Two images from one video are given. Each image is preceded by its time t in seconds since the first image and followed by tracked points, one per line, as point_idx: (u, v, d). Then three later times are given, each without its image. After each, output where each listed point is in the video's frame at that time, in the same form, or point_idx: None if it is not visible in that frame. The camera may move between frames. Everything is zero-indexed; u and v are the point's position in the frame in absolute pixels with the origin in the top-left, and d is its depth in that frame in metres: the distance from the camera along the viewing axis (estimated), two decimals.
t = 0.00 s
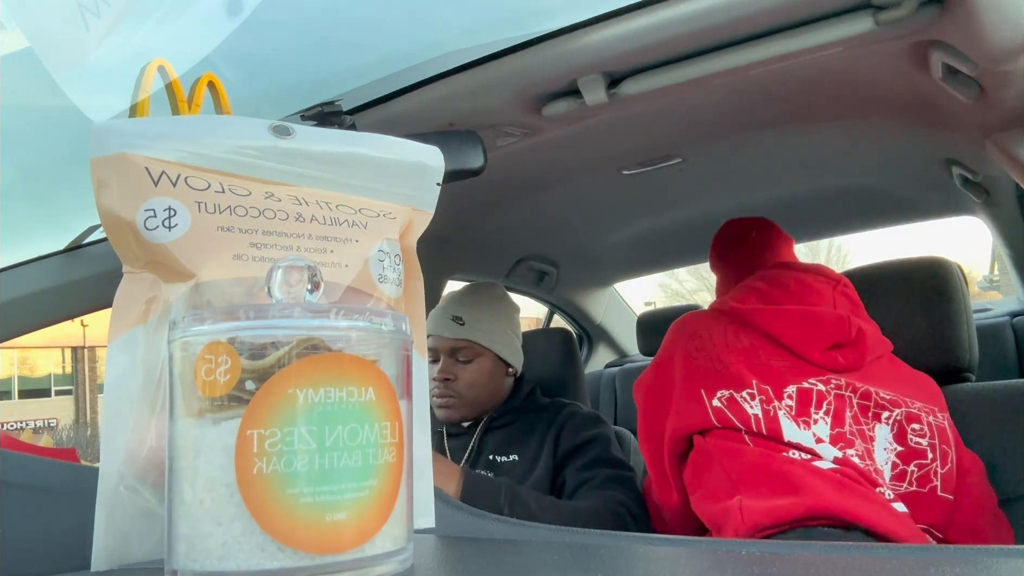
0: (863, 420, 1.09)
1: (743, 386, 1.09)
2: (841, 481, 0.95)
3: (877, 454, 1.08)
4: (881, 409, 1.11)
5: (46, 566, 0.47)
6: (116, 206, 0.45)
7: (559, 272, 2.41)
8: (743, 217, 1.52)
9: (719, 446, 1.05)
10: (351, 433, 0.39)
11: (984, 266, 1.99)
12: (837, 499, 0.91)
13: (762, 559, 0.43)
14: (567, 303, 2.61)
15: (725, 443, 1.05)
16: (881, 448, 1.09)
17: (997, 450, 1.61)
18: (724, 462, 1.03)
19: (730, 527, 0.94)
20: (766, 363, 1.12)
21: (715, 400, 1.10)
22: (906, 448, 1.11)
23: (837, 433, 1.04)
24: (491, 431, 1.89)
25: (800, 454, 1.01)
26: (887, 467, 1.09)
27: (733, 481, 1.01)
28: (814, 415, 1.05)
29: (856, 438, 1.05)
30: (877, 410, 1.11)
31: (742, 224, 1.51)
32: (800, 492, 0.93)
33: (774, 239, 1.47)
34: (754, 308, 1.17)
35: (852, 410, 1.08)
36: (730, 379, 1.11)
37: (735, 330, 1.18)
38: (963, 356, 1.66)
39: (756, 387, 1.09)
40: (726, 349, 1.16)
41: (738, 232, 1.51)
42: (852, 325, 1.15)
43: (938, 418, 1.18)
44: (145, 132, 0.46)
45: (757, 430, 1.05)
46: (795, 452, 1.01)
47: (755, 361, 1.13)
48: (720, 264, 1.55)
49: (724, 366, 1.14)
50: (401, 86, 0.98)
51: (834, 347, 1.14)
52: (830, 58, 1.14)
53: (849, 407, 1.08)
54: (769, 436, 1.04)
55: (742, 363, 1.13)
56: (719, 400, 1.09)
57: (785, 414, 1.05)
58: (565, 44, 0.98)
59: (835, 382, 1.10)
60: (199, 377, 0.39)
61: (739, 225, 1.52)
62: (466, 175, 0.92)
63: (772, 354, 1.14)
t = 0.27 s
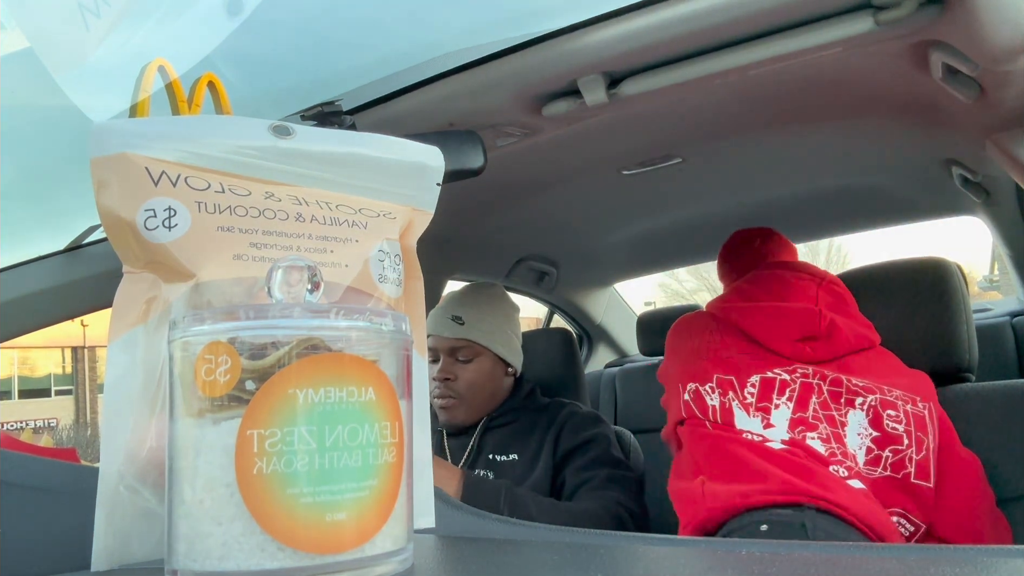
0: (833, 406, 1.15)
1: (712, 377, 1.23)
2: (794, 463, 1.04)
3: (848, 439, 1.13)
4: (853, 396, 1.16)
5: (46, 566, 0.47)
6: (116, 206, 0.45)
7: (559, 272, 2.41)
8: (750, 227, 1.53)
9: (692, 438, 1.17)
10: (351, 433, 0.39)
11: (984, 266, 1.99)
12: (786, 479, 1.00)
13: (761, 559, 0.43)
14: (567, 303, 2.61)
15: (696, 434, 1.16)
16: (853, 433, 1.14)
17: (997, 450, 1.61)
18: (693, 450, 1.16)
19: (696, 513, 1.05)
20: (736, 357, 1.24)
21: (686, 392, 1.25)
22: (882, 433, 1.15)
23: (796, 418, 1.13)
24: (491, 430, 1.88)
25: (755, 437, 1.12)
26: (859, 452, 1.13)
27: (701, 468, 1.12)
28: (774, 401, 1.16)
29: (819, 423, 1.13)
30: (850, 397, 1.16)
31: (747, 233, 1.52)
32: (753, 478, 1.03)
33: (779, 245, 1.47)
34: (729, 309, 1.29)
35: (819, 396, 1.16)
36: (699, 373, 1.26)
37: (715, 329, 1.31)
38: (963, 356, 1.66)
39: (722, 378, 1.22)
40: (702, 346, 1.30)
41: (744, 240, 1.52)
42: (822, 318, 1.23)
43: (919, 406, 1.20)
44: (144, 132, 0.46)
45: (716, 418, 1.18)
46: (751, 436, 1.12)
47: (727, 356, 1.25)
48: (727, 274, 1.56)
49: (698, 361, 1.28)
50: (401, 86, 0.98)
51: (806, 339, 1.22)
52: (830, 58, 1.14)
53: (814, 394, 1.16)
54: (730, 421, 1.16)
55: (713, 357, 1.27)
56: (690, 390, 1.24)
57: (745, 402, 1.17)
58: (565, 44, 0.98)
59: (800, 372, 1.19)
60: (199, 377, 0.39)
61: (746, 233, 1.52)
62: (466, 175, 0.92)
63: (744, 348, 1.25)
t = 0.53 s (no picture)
0: (819, 397, 1.15)
1: (704, 368, 1.26)
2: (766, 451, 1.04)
3: (831, 429, 1.11)
4: (840, 388, 1.15)
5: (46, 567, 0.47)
6: (116, 206, 0.45)
7: (559, 271, 2.41)
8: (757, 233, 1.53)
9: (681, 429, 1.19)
10: (351, 433, 0.39)
11: (985, 266, 1.99)
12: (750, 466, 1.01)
13: (761, 559, 0.43)
14: (567, 303, 2.61)
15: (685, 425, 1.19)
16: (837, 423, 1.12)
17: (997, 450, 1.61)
18: (681, 441, 1.18)
19: (673, 502, 1.07)
20: (727, 348, 1.27)
21: (680, 381, 1.29)
22: (867, 425, 1.11)
23: (778, 406, 1.13)
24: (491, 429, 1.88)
25: (733, 423, 1.13)
26: (842, 442, 1.10)
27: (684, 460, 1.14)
28: (757, 390, 1.16)
29: (802, 412, 1.13)
30: (836, 389, 1.15)
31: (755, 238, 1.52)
32: (723, 466, 1.04)
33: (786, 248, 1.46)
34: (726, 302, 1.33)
35: (806, 387, 1.16)
36: (693, 362, 1.29)
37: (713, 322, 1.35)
38: (963, 356, 1.66)
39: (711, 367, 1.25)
40: (698, 338, 1.34)
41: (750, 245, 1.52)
42: (814, 313, 1.23)
43: (909, 400, 1.16)
44: (144, 132, 0.46)
45: (700, 406, 1.20)
46: (729, 421, 1.14)
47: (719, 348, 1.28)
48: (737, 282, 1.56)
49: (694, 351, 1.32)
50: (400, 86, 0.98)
51: (796, 333, 1.23)
52: (831, 57, 1.14)
53: (800, 384, 1.16)
54: (712, 408, 1.18)
55: (707, 347, 1.30)
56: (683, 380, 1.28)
57: (728, 391, 1.19)
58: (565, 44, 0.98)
59: (788, 363, 1.20)
60: (199, 377, 0.39)
61: (755, 239, 1.52)
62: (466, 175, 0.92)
63: (737, 340, 1.28)
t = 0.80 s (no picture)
0: (814, 396, 1.15)
1: (700, 368, 1.26)
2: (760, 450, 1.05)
3: (827, 427, 1.12)
4: (835, 386, 1.16)
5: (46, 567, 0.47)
6: (116, 206, 0.45)
7: (559, 271, 2.41)
8: (756, 237, 1.53)
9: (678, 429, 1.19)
10: (351, 433, 0.39)
11: (985, 266, 1.99)
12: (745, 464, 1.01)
13: (761, 559, 0.43)
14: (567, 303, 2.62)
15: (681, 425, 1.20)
16: (833, 422, 1.13)
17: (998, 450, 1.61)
18: (677, 441, 1.18)
19: (668, 502, 1.07)
20: (723, 349, 1.28)
21: (676, 382, 1.29)
22: (863, 422, 1.12)
23: (774, 405, 1.14)
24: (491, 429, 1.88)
25: (728, 422, 1.14)
26: (837, 440, 1.11)
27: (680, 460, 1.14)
28: (752, 390, 1.17)
29: (797, 411, 1.13)
30: (831, 387, 1.16)
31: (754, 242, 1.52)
32: (717, 465, 1.04)
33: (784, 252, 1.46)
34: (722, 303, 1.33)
35: (801, 386, 1.17)
36: (689, 363, 1.30)
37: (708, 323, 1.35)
38: (963, 356, 1.67)
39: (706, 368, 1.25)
40: (694, 339, 1.35)
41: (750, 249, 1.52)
42: (809, 312, 1.24)
43: (906, 397, 1.16)
44: (144, 132, 0.46)
45: (696, 406, 1.21)
46: (724, 421, 1.14)
47: (715, 349, 1.28)
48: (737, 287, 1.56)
49: (690, 352, 1.32)
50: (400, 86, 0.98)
51: (791, 332, 1.24)
52: (831, 57, 1.14)
53: (796, 383, 1.17)
54: (708, 408, 1.18)
55: (703, 348, 1.31)
56: (679, 381, 1.28)
57: (724, 391, 1.19)
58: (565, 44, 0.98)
59: (783, 363, 1.20)
60: (199, 377, 0.39)
61: (755, 242, 1.52)
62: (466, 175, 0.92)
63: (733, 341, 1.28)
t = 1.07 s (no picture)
0: (812, 395, 1.16)
1: (699, 368, 1.27)
2: (758, 449, 1.05)
3: (825, 427, 1.12)
4: (834, 385, 1.16)
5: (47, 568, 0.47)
6: (116, 206, 0.45)
7: (559, 272, 2.41)
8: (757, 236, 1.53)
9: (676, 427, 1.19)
10: (351, 433, 0.39)
11: (984, 266, 1.98)
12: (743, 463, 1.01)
13: (761, 559, 0.43)
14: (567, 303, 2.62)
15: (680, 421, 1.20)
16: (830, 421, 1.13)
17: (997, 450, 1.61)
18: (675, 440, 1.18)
19: (666, 501, 1.07)
20: (721, 348, 1.28)
21: (675, 380, 1.30)
22: (861, 421, 1.12)
23: (771, 404, 1.15)
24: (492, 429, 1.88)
25: (726, 421, 1.14)
26: (836, 440, 1.11)
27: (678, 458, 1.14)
28: (751, 389, 1.18)
29: (794, 410, 1.14)
30: (829, 386, 1.16)
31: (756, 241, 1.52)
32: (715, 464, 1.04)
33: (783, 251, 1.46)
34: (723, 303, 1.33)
35: (799, 386, 1.17)
36: (687, 362, 1.30)
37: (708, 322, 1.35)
38: (963, 356, 1.66)
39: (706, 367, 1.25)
40: (693, 337, 1.35)
41: (750, 248, 1.52)
42: (808, 313, 1.24)
43: (905, 396, 1.15)
44: (144, 132, 0.46)
45: (694, 406, 1.21)
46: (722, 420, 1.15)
47: (716, 348, 1.28)
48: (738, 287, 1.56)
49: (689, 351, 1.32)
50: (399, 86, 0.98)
51: (790, 333, 1.24)
52: (830, 57, 1.14)
53: (794, 383, 1.18)
54: (706, 407, 1.19)
55: (702, 347, 1.31)
56: (678, 380, 1.29)
57: (723, 390, 1.20)
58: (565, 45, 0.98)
59: (781, 363, 1.20)
60: (199, 377, 0.39)
61: (755, 241, 1.52)
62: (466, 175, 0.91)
63: (731, 340, 1.28)
